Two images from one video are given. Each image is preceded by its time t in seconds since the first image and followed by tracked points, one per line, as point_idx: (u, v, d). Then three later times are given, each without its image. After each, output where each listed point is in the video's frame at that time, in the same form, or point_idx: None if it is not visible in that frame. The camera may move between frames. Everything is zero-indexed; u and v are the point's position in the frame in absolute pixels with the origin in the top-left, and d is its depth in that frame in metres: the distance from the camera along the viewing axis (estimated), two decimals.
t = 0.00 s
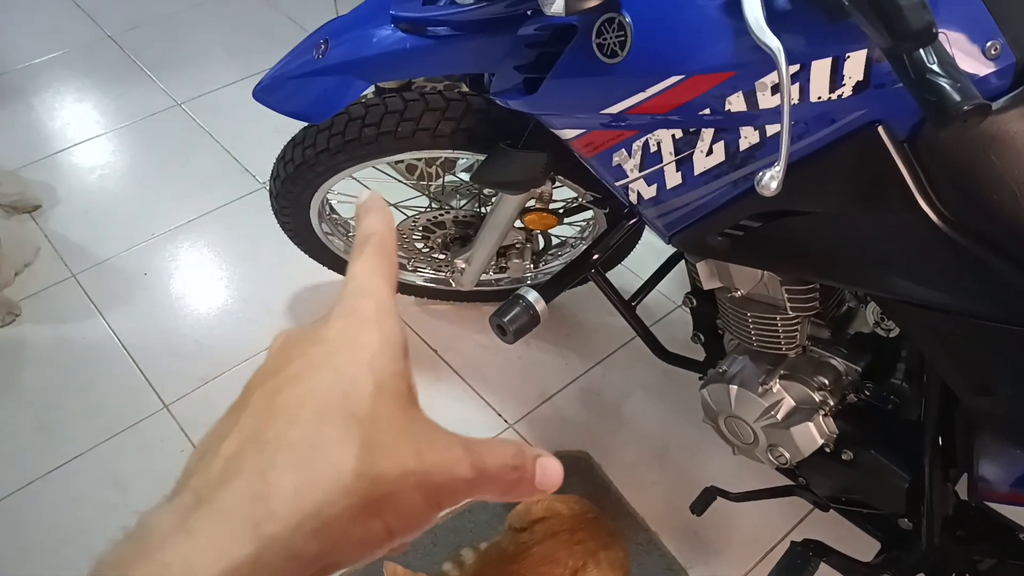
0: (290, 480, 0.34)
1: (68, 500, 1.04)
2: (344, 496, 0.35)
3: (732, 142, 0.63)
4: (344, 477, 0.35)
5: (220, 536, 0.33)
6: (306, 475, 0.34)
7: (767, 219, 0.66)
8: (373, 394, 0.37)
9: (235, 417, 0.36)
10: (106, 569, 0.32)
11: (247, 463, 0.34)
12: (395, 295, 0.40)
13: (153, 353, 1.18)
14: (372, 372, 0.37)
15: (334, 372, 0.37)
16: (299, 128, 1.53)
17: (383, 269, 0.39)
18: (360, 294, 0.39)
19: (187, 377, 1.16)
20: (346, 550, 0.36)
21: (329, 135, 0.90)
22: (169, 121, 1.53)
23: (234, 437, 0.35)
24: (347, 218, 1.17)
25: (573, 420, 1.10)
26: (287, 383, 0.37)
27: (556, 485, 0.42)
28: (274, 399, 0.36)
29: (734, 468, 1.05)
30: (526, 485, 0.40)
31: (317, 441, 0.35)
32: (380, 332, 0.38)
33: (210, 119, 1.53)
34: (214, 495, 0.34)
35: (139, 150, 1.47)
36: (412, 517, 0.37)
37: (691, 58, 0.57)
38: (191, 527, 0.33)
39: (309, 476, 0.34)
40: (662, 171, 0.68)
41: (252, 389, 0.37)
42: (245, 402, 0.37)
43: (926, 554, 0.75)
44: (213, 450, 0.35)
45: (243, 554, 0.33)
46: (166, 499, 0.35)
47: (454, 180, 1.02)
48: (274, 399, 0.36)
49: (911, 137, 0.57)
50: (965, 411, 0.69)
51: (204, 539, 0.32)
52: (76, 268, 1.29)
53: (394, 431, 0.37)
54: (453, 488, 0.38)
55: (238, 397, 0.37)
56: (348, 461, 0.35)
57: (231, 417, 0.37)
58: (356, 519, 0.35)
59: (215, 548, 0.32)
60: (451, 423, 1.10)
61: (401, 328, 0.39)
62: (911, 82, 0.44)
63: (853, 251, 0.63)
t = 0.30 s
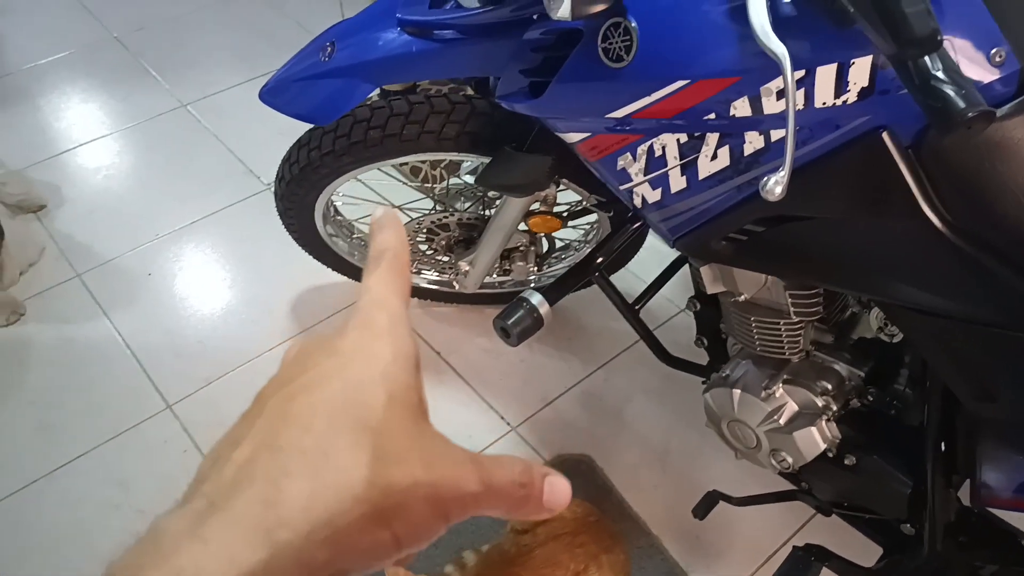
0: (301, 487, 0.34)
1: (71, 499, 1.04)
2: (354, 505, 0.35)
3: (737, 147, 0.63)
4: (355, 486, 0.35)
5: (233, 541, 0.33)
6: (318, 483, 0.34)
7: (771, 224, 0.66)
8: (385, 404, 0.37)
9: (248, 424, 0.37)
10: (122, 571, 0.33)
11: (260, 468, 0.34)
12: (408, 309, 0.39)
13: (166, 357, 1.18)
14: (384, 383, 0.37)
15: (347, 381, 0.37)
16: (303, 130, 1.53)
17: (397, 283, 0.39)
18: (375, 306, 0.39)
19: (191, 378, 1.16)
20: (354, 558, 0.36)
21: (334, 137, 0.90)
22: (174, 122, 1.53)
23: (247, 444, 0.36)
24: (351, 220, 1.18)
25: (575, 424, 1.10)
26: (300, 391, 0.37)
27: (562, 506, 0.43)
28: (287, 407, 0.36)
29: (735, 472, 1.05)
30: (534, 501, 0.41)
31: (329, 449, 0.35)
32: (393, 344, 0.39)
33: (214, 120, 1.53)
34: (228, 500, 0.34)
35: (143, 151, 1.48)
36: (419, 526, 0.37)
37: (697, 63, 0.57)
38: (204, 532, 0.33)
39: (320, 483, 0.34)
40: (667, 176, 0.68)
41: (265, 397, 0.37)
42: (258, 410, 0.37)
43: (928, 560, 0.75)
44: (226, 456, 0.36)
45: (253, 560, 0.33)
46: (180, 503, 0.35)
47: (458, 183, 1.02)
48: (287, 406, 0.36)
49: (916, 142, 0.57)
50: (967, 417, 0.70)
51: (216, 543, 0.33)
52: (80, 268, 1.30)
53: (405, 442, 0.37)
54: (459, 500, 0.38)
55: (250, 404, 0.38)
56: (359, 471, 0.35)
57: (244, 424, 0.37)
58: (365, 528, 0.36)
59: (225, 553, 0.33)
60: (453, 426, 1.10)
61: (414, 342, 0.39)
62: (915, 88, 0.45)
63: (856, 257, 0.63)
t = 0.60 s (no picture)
0: (312, 482, 0.34)
1: (72, 503, 1.04)
2: (364, 499, 0.35)
3: (739, 155, 0.63)
4: (365, 480, 0.35)
5: (244, 531, 0.34)
6: (328, 477, 0.35)
7: (774, 233, 0.66)
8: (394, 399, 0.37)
9: (258, 419, 0.37)
10: (134, 568, 0.34)
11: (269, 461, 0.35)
12: (417, 304, 0.40)
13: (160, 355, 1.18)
14: (394, 377, 0.37)
15: (357, 377, 0.37)
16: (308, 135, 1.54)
17: (405, 277, 0.39)
18: (384, 303, 0.39)
19: (193, 382, 1.16)
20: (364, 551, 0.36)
21: (339, 143, 0.90)
22: (178, 127, 1.54)
23: (257, 439, 0.36)
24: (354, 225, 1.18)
25: (577, 430, 1.10)
26: (310, 386, 0.37)
27: (573, 497, 0.42)
28: (297, 403, 0.37)
29: (736, 481, 1.05)
30: (543, 494, 0.40)
31: (338, 445, 0.35)
32: (403, 339, 0.38)
33: (219, 125, 1.54)
34: (238, 496, 0.35)
35: (148, 156, 1.48)
36: (429, 521, 0.37)
37: (701, 72, 0.57)
38: (216, 526, 0.34)
39: (331, 477, 0.35)
40: (670, 183, 0.68)
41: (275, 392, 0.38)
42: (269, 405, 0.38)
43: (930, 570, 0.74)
44: (236, 450, 0.36)
45: (266, 552, 0.33)
46: (192, 498, 0.36)
47: (462, 189, 1.02)
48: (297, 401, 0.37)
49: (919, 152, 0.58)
50: (969, 427, 0.70)
51: (227, 537, 0.33)
52: (84, 272, 1.30)
53: (414, 436, 0.37)
54: (469, 494, 0.38)
55: (261, 400, 0.38)
56: (369, 466, 0.35)
57: (253, 419, 0.38)
58: (376, 522, 0.36)
59: (239, 547, 0.33)
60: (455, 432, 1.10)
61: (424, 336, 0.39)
62: (918, 98, 0.44)
63: (859, 266, 0.63)
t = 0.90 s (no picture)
0: (316, 481, 0.34)
1: (72, 506, 1.04)
2: (369, 499, 0.34)
3: (739, 163, 0.63)
4: (370, 480, 0.34)
5: (248, 530, 0.33)
6: (333, 476, 0.34)
7: (773, 240, 0.67)
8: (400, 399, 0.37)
9: (262, 420, 0.37)
10: (139, 568, 0.32)
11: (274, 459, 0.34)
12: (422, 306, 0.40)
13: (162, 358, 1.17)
14: (399, 378, 0.37)
15: (362, 377, 0.37)
16: (309, 140, 1.54)
17: (410, 279, 0.40)
18: (389, 304, 0.39)
19: (194, 386, 1.17)
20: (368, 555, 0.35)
21: (340, 148, 0.91)
22: (181, 131, 1.54)
23: (262, 440, 0.36)
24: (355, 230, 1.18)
25: (576, 437, 1.10)
26: (314, 386, 0.37)
27: (579, 496, 0.42)
28: (301, 403, 0.36)
29: (735, 488, 1.05)
30: (547, 494, 0.39)
31: (343, 444, 0.35)
32: (408, 341, 0.39)
33: (221, 130, 1.54)
34: (242, 497, 0.33)
35: (150, 160, 1.49)
36: (434, 523, 0.36)
37: (701, 80, 0.58)
38: (221, 526, 0.33)
39: (335, 476, 0.34)
40: (669, 191, 0.68)
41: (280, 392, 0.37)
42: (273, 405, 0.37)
43: None
44: (239, 452, 0.36)
45: (271, 552, 0.32)
46: (197, 498, 0.34)
47: (463, 195, 1.03)
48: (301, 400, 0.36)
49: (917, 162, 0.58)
50: (968, 436, 0.70)
51: (231, 537, 0.32)
52: (86, 275, 1.30)
53: (419, 435, 0.36)
54: (475, 495, 0.37)
55: (265, 400, 0.38)
56: (374, 466, 0.35)
57: (258, 419, 0.37)
58: (381, 524, 0.35)
59: (243, 547, 0.32)
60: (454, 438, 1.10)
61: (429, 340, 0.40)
62: (916, 107, 0.45)
63: (858, 274, 0.64)
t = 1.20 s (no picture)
0: (318, 473, 0.34)
1: (69, 510, 1.04)
2: (372, 491, 0.34)
3: (739, 170, 0.63)
4: (373, 473, 0.34)
5: (250, 523, 0.33)
6: (336, 468, 0.34)
7: (772, 248, 0.67)
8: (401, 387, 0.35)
9: (265, 411, 0.37)
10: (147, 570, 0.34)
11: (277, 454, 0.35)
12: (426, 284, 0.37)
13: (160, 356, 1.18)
14: (400, 364, 0.36)
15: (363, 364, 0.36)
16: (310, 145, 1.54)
17: (414, 257, 0.37)
18: (388, 286, 0.37)
19: (192, 390, 1.16)
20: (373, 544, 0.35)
21: (341, 154, 0.91)
22: (182, 136, 1.55)
23: (265, 431, 0.36)
24: (356, 236, 1.18)
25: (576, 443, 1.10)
26: (316, 377, 0.36)
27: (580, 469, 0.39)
28: (302, 396, 0.36)
29: (734, 494, 1.05)
30: (550, 471, 0.38)
31: (343, 438, 0.34)
32: (407, 323, 0.36)
33: (222, 134, 1.55)
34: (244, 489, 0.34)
35: (150, 164, 1.49)
36: (439, 513, 0.35)
37: (701, 88, 0.58)
38: (221, 520, 0.34)
39: (337, 467, 0.34)
40: (669, 198, 0.68)
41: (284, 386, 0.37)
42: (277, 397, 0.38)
43: None
44: (247, 442, 0.37)
45: (272, 548, 0.33)
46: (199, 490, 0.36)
47: (463, 201, 1.03)
48: (304, 392, 0.36)
49: (916, 170, 0.58)
50: (966, 444, 0.70)
51: (232, 532, 0.33)
52: (85, 279, 1.31)
53: (420, 424, 0.35)
54: (479, 480, 0.36)
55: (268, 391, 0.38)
56: (378, 458, 0.34)
57: (258, 411, 0.38)
58: (385, 516, 0.34)
59: (244, 542, 0.33)
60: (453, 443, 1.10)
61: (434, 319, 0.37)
62: (916, 116, 0.45)
63: (857, 282, 0.63)
